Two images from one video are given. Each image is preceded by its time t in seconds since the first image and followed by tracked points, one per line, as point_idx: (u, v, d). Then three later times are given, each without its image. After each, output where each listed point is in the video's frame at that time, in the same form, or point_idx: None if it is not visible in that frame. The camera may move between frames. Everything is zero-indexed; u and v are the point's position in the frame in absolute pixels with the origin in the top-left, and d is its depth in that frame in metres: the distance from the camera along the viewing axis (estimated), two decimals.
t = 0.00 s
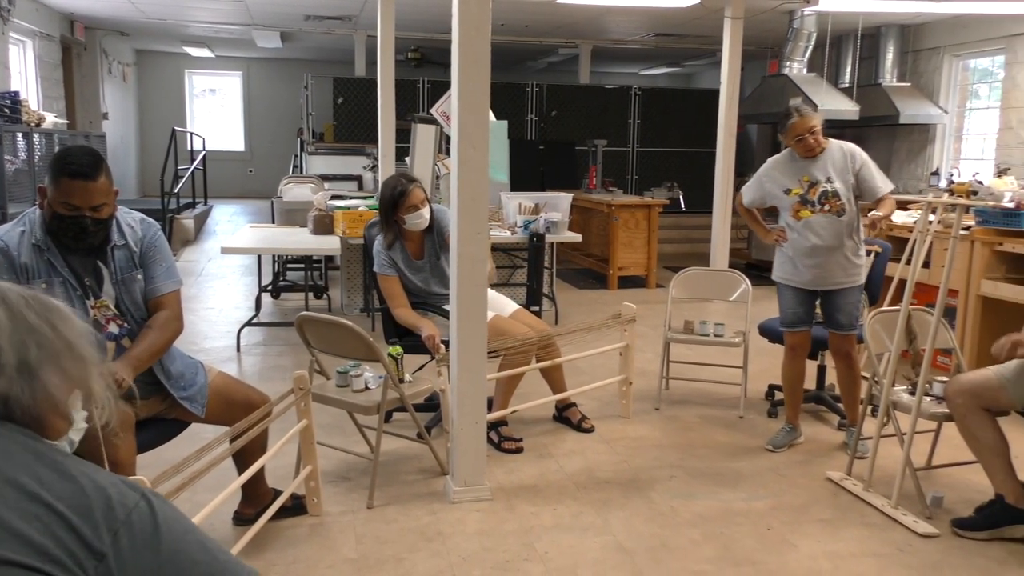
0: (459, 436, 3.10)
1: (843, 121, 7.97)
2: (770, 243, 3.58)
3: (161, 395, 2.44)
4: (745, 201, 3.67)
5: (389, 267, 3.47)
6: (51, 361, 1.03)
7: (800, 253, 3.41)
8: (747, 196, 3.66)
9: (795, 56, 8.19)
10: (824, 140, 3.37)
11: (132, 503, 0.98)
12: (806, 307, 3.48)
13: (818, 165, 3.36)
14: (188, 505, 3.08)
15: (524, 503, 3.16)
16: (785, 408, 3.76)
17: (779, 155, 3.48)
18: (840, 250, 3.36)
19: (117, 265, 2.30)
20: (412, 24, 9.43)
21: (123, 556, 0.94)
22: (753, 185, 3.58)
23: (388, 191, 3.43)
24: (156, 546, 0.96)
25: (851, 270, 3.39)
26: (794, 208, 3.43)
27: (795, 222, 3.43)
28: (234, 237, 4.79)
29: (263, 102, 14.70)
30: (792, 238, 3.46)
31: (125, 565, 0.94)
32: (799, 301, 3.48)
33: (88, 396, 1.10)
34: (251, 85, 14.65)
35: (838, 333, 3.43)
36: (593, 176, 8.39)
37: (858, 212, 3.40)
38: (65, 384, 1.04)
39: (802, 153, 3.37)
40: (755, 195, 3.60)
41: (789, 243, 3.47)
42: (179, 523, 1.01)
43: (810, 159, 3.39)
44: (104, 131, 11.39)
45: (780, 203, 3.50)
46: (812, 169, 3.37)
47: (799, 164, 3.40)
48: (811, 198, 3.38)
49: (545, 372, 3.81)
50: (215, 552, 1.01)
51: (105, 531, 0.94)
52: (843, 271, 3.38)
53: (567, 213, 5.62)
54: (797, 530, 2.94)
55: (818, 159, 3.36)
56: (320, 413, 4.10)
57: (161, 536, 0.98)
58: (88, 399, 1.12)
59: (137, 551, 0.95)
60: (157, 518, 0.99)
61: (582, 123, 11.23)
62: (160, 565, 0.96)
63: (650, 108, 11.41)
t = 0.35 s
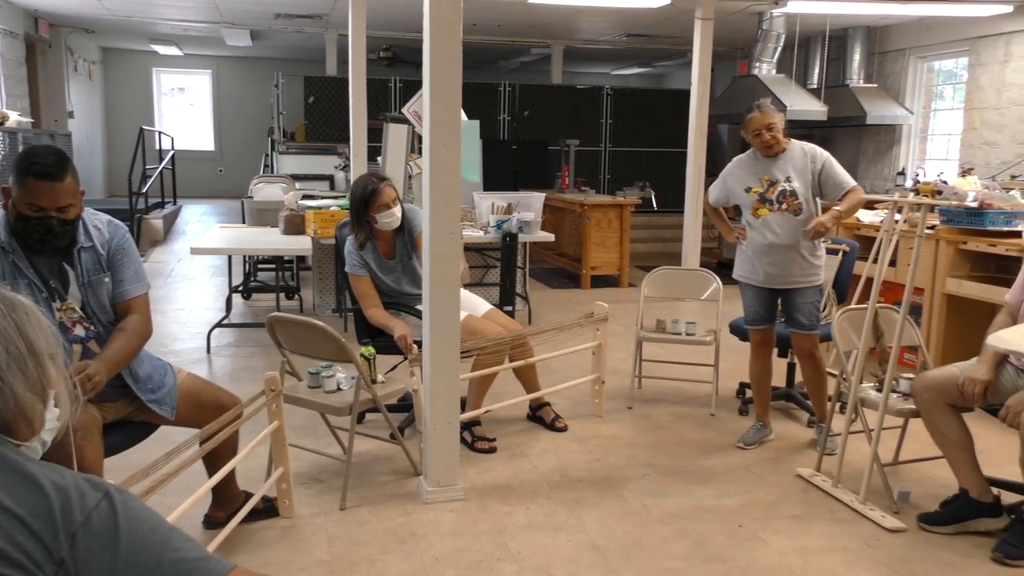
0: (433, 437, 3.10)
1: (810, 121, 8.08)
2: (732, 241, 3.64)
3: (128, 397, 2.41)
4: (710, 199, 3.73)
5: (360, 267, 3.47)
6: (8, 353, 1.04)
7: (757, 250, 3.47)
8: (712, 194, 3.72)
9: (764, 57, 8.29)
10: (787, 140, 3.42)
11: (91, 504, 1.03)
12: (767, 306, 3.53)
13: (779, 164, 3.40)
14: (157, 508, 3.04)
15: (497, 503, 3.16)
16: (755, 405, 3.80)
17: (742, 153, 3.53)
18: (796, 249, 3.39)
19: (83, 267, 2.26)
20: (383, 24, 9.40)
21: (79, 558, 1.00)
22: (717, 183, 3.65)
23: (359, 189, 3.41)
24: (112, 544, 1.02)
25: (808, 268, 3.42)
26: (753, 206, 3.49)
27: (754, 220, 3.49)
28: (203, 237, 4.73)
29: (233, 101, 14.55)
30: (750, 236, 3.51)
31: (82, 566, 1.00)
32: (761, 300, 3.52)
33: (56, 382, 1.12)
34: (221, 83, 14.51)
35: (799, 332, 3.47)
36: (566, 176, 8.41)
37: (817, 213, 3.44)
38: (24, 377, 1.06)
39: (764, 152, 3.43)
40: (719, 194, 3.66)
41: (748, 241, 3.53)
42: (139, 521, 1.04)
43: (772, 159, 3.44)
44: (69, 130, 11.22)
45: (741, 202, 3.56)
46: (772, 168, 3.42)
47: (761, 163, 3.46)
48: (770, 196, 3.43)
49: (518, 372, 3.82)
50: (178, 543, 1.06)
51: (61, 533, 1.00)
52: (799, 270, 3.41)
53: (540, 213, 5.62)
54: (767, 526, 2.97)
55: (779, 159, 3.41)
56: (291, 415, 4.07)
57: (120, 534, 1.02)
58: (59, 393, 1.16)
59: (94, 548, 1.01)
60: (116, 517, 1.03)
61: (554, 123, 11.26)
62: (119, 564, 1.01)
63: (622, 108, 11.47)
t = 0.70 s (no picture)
0: (407, 437, 3.08)
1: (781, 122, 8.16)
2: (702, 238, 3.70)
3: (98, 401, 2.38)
4: (685, 196, 3.79)
5: (334, 268, 3.46)
6: (35, 396, 1.04)
7: (723, 247, 3.52)
8: (688, 191, 3.78)
9: (736, 58, 8.36)
10: (759, 139, 3.45)
11: (81, 526, 0.99)
12: (735, 306, 3.58)
13: (747, 162, 3.44)
14: (127, 512, 3.00)
15: (472, 503, 3.15)
16: (728, 404, 3.84)
17: (716, 151, 3.58)
18: (760, 247, 3.42)
19: (50, 269, 2.22)
20: (355, 23, 9.36)
21: None
22: (690, 179, 3.71)
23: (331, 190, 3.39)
24: (102, 567, 0.98)
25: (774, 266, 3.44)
26: (721, 203, 3.54)
27: (722, 217, 3.54)
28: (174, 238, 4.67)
29: (203, 100, 14.39)
30: (718, 234, 3.56)
31: None
32: (729, 300, 3.57)
33: (70, 439, 1.10)
34: (192, 82, 14.35)
35: (764, 331, 3.49)
36: (540, 175, 8.42)
37: (788, 211, 3.45)
38: (43, 423, 1.05)
39: (734, 150, 3.47)
40: (692, 192, 3.72)
41: (716, 239, 3.58)
42: (130, 543, 1.01)
43: (742, 157, 3.48)
44: (36, 129, 11.04)
45: (711, 199, 3.61)
46: (740, 166, 3.46)
47: (731, 161, 3.50)
48: (737, 194, 3.48)
49: (493, 372, 3.82)
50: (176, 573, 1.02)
51: (50, 556, 0.96)
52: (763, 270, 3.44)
53: (514, 212, 5.63)
54: (741, 524, 3.00)
55: (749, 157, 3.45)
56: (264, 417, 4.04)
57: (109, 557, 0.99)
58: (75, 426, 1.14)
59: (83, 574, 0.97)
60: (106, 539, 1.00)
61: (528, 123, 11.27)
62: None
63: (595, 108, 11.51)
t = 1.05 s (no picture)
0: (378, 438, 3.06)
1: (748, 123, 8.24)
2: (672, 239, 3.68)
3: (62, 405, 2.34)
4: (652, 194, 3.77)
5: (303, 268, 3.42)
6: (50, 418, 1.04)
7: (698, 245, 3.51)
8: (654, 189, 3.76)
9: (704, 58, 8.44)
10: (735, 140, 3.51)
11: (85, 543, 1.01)
12: (707, 305, 3.59)
13: (723, 160, 3.48)
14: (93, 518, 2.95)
15: (443, 504, 3.14)
16: (698, 402, 3.87)
17: (689, 149, 3.60)
18: (735, 246, 3.45)
19: (10, 271, 2.18)
20: (324, 22, 9.29)
21: None
22: (660, 177, 3.69)
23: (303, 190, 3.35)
24: None
25: (746, 266, 3.48)
26: (696, 201, 3.53)
27: (696, 215, 3.53)
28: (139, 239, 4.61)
29: (170, 98, 14.19)
30: (691, 232, 3.55)
31: None
32: (702, 300, 3.58)
33: (74, 463, 1.10)
34: (158, 81, 14.16)
35: (739, 330, 3.53)
36: (511, 175, 8.43)
37: (756, 213, 3.52)
38: (55, 444, 1.05)
39: (712, 148, 3.50)
40: (663, 188, 3.70)
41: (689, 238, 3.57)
42: (131, 563, 1.03)
43: (718, 156, 3.51)
44: None
45: (683, 197, 3.60)
46: (717, 165, 3.49)
47: (707, 159, 3.52)
48: (713, 192, 3.49)
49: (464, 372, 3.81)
50: None
51: (55, 571, 0.98)
52: (738, 267, 3.47)
53: (485, 212, 5.63)
54: (711, 521, 3.02)
55: (725, 157, 3.48)
56: (233, 419, 3.99)
57: None
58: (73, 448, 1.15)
59: None
60: (107, 557, 1.02)
61: (499, 123, 11.27)
62: None
63: (566, 108, 11.54)
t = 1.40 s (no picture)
0: (342, 440, 3.04)
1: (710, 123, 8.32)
2: (642, 238, 3.68)
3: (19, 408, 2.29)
4: (622, 190, 3.77)
5: (265, 269, 3.39)
6: None
7: (673, 242, 3.52)
8: (624, 186, 3.76)
9: (667, 59, 8.50)
10: (708, 139, 3.56)
11: (24, 555, 1.00)
12: (677, 303, 3.61)
13: (697, 158, 3.52)
14: (50, 524, 2.89)
15: (409, 505, 3.13)
16: (663, 400, 3.89)
17: (662, 146, 3.62)
18: (709, 243, 3.48)
19: None
20: (286, 19, 9.19)
21: None
22: (632, 173, 3.69)
23: (265, 191, 3.32)
24: None
25: (719, 263, 3.52)
26: (670, 197, 3.55)
27: (670, 211, 3.54)
28: (97, 240, 4.52)
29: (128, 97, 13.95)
30: (665, 229, 3.56)
31: None
32: (672, 298, 3.59)
33: (26, 472, 1.12)
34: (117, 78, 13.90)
35: (707, 328, 3.58)
36: (476, 175, 8.42)
37: (727, 212, 3.57)
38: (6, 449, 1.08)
39: (687, 145, 3.53)
40: (634, 184, 3.70)
41: (662, 234, 3.57)
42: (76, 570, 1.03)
43: (692, 154, 3.55)
44: None
45: (657, 193, 3.61)
46: (691, 161, 3.53)
47: (681, 155, 3.55)
48: (688, 188, 3.52)
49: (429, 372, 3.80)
50: None
51: None
52: (710, 264, 3.51)
53: (450, 212, 5.61)
54: (677, 518, 3.04)
55: (699, 154, 3.53)
56: (194, 422, 3.93)
57: None
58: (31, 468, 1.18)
59: None
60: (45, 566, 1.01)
61: (464, 123, 11.25)
62: None
63: (531, 108, 11.56)
